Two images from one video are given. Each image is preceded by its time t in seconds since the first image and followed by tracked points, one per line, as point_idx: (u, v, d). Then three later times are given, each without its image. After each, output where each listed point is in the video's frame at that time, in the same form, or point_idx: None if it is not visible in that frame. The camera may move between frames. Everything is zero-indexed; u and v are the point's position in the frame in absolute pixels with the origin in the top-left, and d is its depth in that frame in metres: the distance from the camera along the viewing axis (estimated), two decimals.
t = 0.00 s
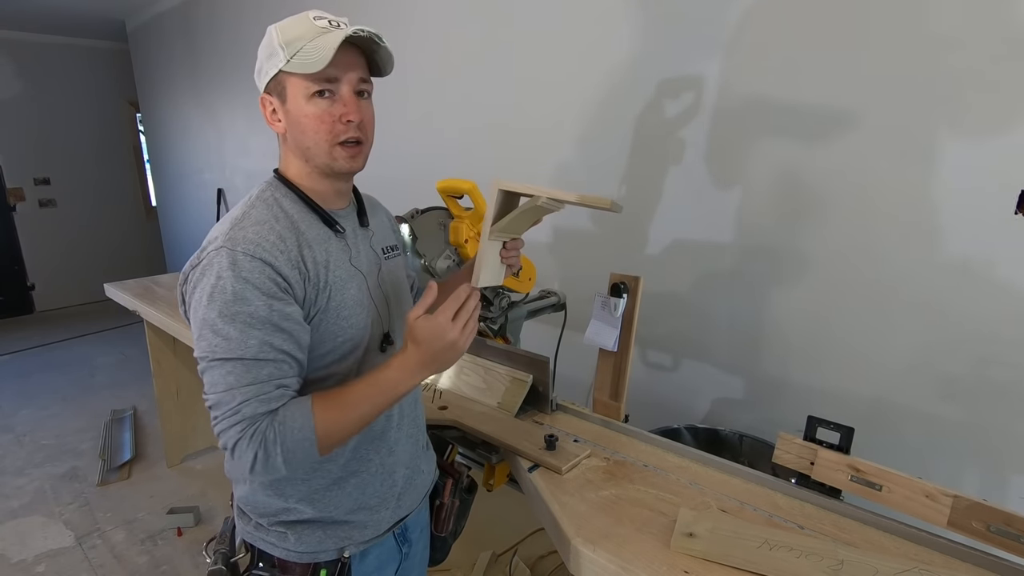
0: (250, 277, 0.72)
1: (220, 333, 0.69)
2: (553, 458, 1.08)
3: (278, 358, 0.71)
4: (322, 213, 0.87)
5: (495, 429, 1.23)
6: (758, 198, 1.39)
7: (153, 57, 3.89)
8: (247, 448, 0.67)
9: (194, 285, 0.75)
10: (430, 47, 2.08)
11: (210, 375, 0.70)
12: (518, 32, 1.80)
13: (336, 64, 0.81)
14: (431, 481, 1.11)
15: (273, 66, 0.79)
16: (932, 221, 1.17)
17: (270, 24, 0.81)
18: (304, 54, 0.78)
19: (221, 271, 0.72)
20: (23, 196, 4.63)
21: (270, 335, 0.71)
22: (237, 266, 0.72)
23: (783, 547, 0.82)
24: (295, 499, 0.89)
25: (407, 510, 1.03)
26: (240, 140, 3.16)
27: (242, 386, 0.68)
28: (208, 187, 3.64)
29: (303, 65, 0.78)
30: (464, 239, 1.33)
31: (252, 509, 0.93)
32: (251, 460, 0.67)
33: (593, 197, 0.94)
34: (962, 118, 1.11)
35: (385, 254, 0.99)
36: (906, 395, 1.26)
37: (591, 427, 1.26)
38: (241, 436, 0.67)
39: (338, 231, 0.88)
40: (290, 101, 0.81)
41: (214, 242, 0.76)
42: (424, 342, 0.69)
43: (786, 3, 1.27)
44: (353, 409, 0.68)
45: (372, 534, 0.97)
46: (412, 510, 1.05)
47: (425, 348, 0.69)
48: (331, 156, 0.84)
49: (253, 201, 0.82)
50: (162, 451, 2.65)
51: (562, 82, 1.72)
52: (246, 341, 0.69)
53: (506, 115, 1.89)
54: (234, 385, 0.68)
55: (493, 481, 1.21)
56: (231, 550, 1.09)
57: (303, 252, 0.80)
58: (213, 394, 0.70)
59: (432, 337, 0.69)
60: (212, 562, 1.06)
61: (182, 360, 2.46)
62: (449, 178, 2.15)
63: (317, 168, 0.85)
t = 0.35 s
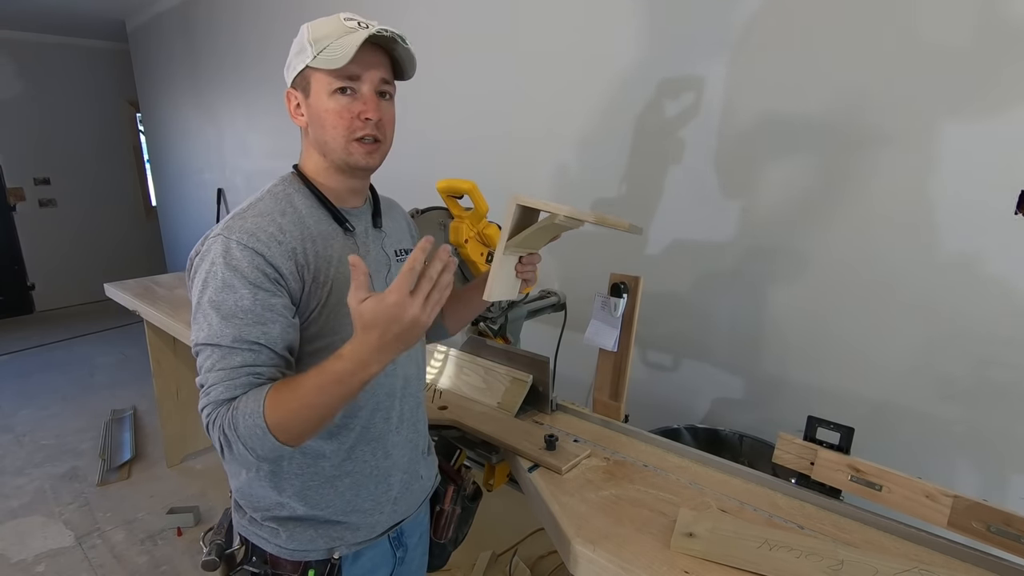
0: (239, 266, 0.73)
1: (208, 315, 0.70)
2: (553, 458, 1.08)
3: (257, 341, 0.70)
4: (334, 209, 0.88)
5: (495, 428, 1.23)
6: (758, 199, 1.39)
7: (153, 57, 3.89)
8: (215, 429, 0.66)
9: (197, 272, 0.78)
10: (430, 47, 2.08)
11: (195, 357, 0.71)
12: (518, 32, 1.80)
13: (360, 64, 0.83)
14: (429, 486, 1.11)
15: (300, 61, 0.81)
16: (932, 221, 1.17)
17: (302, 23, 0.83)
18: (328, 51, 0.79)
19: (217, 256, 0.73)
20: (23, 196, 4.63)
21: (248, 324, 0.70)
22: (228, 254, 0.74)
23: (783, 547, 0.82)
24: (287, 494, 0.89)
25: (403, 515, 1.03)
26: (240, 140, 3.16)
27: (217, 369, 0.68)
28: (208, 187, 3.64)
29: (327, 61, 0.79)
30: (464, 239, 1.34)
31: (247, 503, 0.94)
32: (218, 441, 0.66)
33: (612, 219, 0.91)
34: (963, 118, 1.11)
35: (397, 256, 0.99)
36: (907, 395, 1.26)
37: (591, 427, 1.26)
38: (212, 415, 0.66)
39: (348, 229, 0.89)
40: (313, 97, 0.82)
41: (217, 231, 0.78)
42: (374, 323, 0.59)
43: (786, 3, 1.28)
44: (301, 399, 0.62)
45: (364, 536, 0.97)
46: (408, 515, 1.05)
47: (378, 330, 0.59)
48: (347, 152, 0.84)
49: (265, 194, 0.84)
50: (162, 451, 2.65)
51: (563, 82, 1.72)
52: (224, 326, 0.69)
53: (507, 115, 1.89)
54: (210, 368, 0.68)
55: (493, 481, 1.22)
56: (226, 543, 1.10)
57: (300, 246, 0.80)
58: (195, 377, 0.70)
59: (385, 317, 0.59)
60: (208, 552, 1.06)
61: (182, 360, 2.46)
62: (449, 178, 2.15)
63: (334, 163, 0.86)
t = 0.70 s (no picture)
0: (237, 267, 0.73)
1: (204, 317, 0.71)
2: (553, 458, 1.08)
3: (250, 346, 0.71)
4: (337, 209, 0.87)
5: (495, 428, 1.23)
6: (757, 200, 1.39)
7: (153, 57, 3.89)
8: (204, 430, 0.67)
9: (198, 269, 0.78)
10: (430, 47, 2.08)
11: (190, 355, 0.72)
12: (518, 32, 1.80)
13: (363, 67, 0.83)
14: (432, 485, 1.10)
15: (303, 63, 0.81)
16: (931, 222, 1.17)
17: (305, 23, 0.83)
18: (330, 54, 0.79)
19: (216, 257, 0.74)
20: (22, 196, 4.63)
21: (242, 328, 0.71)
22: (226, 255, 0.74)
23: (783, 547, 0.82)
24: (294, 493, 0.89)
25: (408, 514, 1.03)
26: (240, 140, 3.16)
27: (209, 370, 0.69)
28: (208, 187, 3.63)
29: (330, 65, 0.79)
30: (464, 238, 1.34)
31: (253, 503, 0.94)
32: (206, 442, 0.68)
33: (611, 214, 0.91)
34: (963, 118, 1.11)
35: (400, 256, 0.99)
36: (907, 395, 1.26)
37: (591, 427, 1.26)
38: (202, 417, 0.68)
39: (351, 228, 0.89)
40: (315, 99, 0.83)
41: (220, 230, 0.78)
42: (383, 359, 0.62)
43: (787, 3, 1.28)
44: (301, 413, 0.65)
45: (370, 535, 0.97)
46: (413, 513, 1.05)
47: (389, 364, 0.63)
48: (350, 154, 0.85)
49: (268, 194, 0.84)
50: (162, 451, 2.65)
51: (563, 83, 1.72)
52: (219, 328, 0.70)
53: (507, 115, 1.89)
54: (204, 368, 0.70)
55: (493, 481, 1.22)
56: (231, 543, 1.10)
57: (301, 248, 0.80)
58: (189, 374, 0.72)
59: (399, 353, 0.63)
60: (213, 554, 1.06)
61: (182, 360, 2.46)
62: (449, 178, 2.15)
63: (336, 164, 0.86)
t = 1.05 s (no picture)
0: (235, 269, 0.73)
1: (204, 319, 0.72)
2: (553, 458, 1.08)
3: (254, 347, 0.72)
4: (335, 210, 0.88)
5: (495, 428, 1.23)
6: (756, 199, 1.39)
7: (153, 57, 3.89)
8: (208, 431, 0.69)
9: (195, 269, 0.78)
10: (430, 47, 2.07)
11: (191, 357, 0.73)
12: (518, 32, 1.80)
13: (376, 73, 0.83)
14: (432, 485, 1.10)
15: (313, 66, 0.79)
16: (931, 222, 1.17)
17: (307, 23, 0.81)
18: (349, 61, 0.79)
19: (214, 258, 0.74)
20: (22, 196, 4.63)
21: (243, 330, 0.72)
22: (224, 256, 0.74)
23: (783, 547, 0.82)
24: (294, 494, 0.89)
25: (408, 513, 1.03)
26: (240, 140, 3.16)
27: (212, 372, 0.70)
28: (208, 187, 3.63)
29: (349, 72, 0.79)
30: (464, 238, 1.34)
31: (253, 503, 0.94)
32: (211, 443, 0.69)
33: (609, 212, 0.91)
34: (964, 117, 1.11)
35: (397, 256, 0.99)
36: (907, 395, 1.26)
37: (591, 427, 1.26)
38: (207, 419, 0.69)
39: (349, 229, 0.89)
40: (327, 104, 0.81)
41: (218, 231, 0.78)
42: (388, 354, 0.66)
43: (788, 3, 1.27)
44: (310, 410, 0.67)
45: (370, 535, 0.97)
46: (413, 513, 1.05)
47: (395, 358, 0.66)
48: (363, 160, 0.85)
49: (265, 195, 0.84)
50: (162, 451, 2.65)
51: (563, 83, 1.72)
52: (219, 331, 0.71)
53: (507, 115, 1.89)
54: (205, 370, 0.70)
55: (493, 481, 1.22)
56: (230, 544, 1.09)
57: (299, 248, 0.80)
58: (190, 376, 0.73)
59: (405, 347, 0.66)
60: (212, 554, 1.05)
61: (182, 360, 2.46)
62: (449, 178, 2.15)
63: (346, 169, 0.86)
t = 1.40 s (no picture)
0: (230, 274, 0.73)
1: (201, 325, 0.71)
2: (553, 458, 1.08)
3: (253, 352, 0.72)
4: (329, 214, 0.88)
5: (495, 428, 1.23)
6: (757, 199, 1.39)
7: (153, 57, 3.89)
8: (214, 437, 0.69)
9: (187, 276, 0.77)
10: (430, 46, 2.07)
11: (189, 365, 0.72)
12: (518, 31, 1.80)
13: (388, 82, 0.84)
14: (428, 485, 1.10)
15: (334, 74, 0.78)
16: (931, 222, 1.17)
17: (321, 28, 0.79)
18: (370, 72, 0.80)
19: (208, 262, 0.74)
20: (22, 196, 4.63)
21: (242, 334, 0.72)
22: (218, 262, 0.74)
23: (783, 547, 0.82)
24: (289, 495, 0.89)
25: (403, 513, 1.03)
26: (240, 140, 3.16)
27: (213, 379, 0.70)
28: (208, 187, 3.63)
29: (373, 82, 0.79)
30: (464, 238, 1.34)
31: (248, 504, 0.94)
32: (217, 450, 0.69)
33: (605, 210, 0.90)
34: (964, 117, 1.11)
35: (389, 255, 0.99)
36: (907, 396, 1.26)
37: (591, 427, 1.26)
38: (211, 424, 0.69)
39: (344, 232, 0.89)
40: (345, 113, 0.81)
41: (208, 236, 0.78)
42: (389, 351, 0.66)
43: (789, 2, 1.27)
44: (314, 410, 0.67)
45: (366, 535, 0.96)
46: (409, 513, 1.05)
47: (398, 355, 0.66)
48: (374, 166, 0.87)
49: (255, 199, 0.84)
50: (162, 451, 2.65)
51: (564, 83, 1.72)
52: (219, 337, 0.71)
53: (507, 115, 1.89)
54: (206, 377, 0.70)
55: (493, 481, 1.22)
56: (227, 545, 1.10)
57: (293, 250, 0.80)
58: (190, 383, 0.72)
59: (405, 343, 0.67)
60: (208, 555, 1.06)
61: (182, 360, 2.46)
62: (449, 177, 2.15)
63: (355, 175, 0.87)
